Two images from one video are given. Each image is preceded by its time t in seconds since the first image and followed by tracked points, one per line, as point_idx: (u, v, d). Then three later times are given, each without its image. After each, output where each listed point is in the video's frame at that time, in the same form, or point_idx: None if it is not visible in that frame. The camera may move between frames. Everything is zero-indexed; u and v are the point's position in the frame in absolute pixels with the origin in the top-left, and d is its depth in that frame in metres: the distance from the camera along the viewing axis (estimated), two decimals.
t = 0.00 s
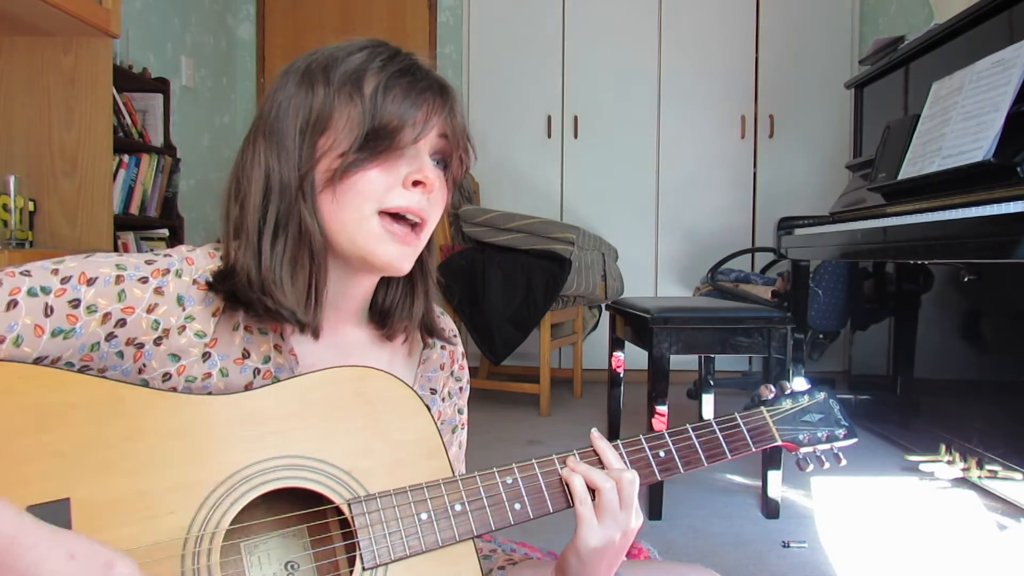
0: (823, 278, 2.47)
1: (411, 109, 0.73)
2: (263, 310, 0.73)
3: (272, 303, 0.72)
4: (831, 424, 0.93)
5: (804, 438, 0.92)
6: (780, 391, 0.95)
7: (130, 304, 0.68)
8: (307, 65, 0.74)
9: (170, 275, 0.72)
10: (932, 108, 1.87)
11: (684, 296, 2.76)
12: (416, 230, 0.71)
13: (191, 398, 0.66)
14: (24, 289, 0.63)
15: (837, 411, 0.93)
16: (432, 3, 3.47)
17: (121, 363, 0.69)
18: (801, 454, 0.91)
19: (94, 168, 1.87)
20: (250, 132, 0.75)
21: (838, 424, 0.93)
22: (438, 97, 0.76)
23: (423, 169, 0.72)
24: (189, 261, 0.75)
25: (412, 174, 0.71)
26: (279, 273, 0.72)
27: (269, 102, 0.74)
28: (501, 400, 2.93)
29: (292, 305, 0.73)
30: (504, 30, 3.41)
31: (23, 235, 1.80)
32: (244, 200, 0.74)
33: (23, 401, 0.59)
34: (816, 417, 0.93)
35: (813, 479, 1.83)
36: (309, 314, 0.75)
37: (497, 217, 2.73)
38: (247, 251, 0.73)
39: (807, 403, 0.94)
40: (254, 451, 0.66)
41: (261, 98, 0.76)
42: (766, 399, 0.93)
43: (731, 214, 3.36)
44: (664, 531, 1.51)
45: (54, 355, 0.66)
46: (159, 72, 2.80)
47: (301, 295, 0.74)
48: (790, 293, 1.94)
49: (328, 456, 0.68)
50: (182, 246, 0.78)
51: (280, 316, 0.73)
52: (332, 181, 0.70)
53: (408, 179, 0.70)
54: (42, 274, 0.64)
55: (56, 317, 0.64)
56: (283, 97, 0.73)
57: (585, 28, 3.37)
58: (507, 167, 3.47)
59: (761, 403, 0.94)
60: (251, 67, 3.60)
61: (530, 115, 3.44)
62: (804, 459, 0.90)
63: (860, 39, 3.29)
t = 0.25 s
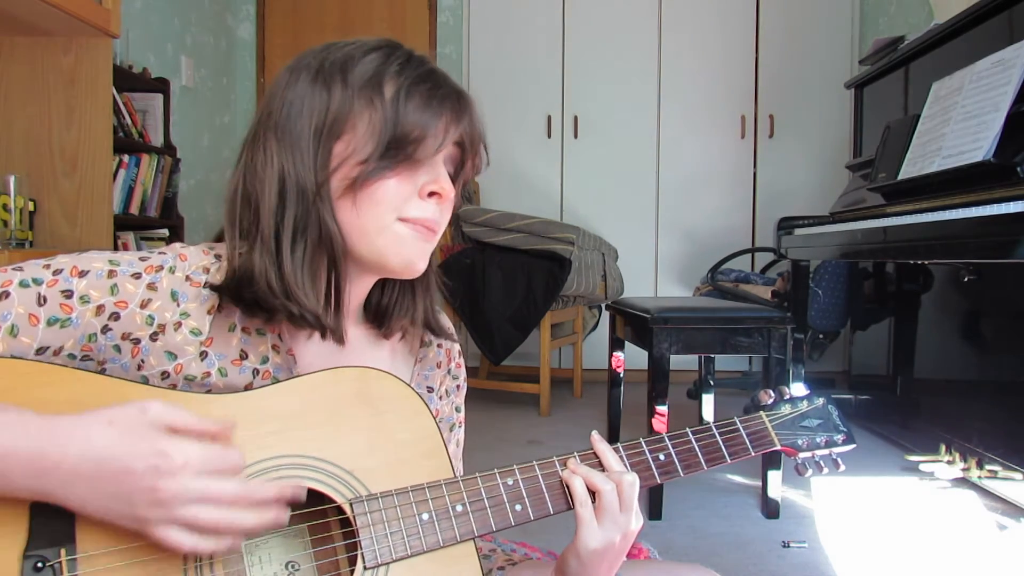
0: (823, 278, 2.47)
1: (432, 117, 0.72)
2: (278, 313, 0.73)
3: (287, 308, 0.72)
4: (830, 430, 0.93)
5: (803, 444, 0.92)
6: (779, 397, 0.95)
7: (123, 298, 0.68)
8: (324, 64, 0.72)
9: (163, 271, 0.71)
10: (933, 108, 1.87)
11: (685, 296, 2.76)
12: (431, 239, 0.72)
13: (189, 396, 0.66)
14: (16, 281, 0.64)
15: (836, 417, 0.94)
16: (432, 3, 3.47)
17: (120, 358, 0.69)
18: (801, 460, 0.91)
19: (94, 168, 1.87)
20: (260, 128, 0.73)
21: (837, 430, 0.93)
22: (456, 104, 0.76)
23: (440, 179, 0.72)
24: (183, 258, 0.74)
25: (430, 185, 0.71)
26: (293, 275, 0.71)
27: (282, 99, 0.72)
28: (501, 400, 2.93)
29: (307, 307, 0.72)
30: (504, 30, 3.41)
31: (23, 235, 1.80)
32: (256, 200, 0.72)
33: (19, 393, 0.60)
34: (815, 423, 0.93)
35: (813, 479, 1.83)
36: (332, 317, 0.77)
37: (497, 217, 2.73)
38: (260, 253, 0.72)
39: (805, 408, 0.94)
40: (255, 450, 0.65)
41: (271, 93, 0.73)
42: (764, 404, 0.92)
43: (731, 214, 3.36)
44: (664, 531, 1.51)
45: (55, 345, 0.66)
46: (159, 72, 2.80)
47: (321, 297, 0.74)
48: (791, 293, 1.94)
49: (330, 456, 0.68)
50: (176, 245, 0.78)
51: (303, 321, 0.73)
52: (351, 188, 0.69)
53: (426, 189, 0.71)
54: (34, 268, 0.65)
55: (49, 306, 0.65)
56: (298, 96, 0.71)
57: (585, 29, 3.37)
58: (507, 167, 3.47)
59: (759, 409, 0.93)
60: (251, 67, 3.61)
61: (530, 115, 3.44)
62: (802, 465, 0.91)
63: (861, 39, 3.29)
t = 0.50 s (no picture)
0: (823, 278, 2.47)
1: (452, 135, 0.72)
2: (286, 318, 0.73)
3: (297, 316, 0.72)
4: (830, 422, 0.92)
5: (802, 436, 0.91)
6: (778, 389, 0.95)
7: (128, 305, 0.68)
8: (346, 69, 0.71)
9: (167, 275, 0.71)
10: (933, 108, 1.87)
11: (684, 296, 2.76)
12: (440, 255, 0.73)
13: (186, 397, 0.66)
14: (21, 291, 0.62)
15: (836, 410, 0.93)
16: (432, 3, 3.47)
17: (120, 363, 0.70)
18: (801, 451, 0.91)
19: (94, 168, 1.87)
20: (278, 128, 0.71)
21: (836, 423, 0.92)
22: (476, 119, 0.75)
23: (455, 197, 0.72)
24: (186, 261, 0.73)
25: (446, 203, 0.71)
26: (305, 283, 0.71)
27: (300, 101, 0.70)
28: (501, 400, 2.93)
29: (315, 315, 0.72)
30: (504, 30, 3.41)
31: (22, 235, 1.80)
32: (270, 204, 0.71)
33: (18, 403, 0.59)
34: (815, 416, 0.93)
35: (812, 479, 1.83)
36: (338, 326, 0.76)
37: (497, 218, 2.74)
38: (271, 258, 0.71)
39: (805, 401, 0.93)
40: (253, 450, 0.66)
41: (288, 91, 0.71)
42: (763, 397, 0.93)
43: (731, 214, 3.36)
44: (664, 531, 1.51)
45: (53, 356, 0.66)
46: (159, 72, 2.80)
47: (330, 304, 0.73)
48: (790, 293, 1.94)
49: (327, 455, 0.68)
50: (177, 245, 0.76)
51: (308, 327, 0.72)
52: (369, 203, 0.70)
53: (442, 207, 0.71)
54: (39, 276, 0.63)
55: (54, 319, 0.64)
56: (319, 101, 0.69)
57: (585, 29, 3.37)
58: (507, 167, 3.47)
59: (758, 401, 0.94)
60: (251, 67, 3.61)
61: (530, 115, 3.44)
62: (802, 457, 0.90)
63: (860, 39, 3.29)
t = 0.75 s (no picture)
0: (823, 278, 2.47)
1: (467, 155, 0.73)
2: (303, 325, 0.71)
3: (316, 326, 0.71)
4: (836, 414, 0.92)
5: (807, 430, 0.92)
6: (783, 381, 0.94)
7: (119, 301, 0.68)
8: (366, 79, 0.71)
9: (160, 273, 0.71)
10: (933, 108, 1.87)
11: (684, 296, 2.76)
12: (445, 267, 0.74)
13: (184, 397, 0.66)
14: (11, 286, 0.63)
15: (841, 401, 0.93)
16: (432, 3, 3.47)
17: (115, 360, 0.69)
18: (806, 445, 0.91)
19: (94, 167, 1.87)
20: (293, 133, 0.70)
21: (842, 415, 0.92)
22: (487, 139, 0.77)
23: (462, 215, 0.74)
24: (181, 260, 0.73)
25: (455, 221, 0.73)
26: (321, 291, 0.70)
27: (318, 106, 0.70)
28: (501, 400, 2.93)
29: (334, 324, 0.71)
30: (504, 30, 3.41)
31: (23, 235, 1.80)
32: (284, 209, 0.70)
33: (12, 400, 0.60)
34: (819, 408, 0.93)
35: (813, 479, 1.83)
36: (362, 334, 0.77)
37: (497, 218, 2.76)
38: (287, 265, 0.70)
39: (810, 394, 0.93)
40: (248, 450, 0.66)
41: (304, 94, 0.71)
42: (768, 390, 0.93)
43: (731, 214, 3.36)
44: (664, 531, 1.51)
45: (47, 352, 0.66)
46: (159, 72, 2.80)
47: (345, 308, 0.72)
48: (790, 293, 1.94)
49: (326, 454, 0.68)
50: (173, 246, 0.77)
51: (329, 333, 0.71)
52: (384, 215, 0.70)
53: (450, 224, 0.72)
54: (29, 272, 0.65)
55: (45, 313, 0.64)
56: (338, 109, 0.69)
57: (585, 29, 3.37)
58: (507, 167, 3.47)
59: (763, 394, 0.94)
60: (251, 67, 3.60)
61: (530, 115, 3.44)
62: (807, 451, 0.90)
63: (861, 39, 3.29)
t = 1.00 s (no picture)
0: (823, 278, 2.48)
1: (462, 148, 0.73)
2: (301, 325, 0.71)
3: (314, 325, 0.70)
4: (834, 414, 0.93)
5: (806, 429, 0.92)
6: (782, 381, 0.94)
7: (118, 302, 0.68)
8: (357, 75, 0.71)
9: (159, 273, 0.71)
10: (932, 108, 1.87)
11: (684, 296, 2.76)
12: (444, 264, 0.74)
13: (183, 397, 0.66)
14: (10, 287, 0.63)
15: (839, 401, 0.93)
16: (432, 3, 3.47)
17: (114, 361, 0.69)
18: (805, 444, 0.91)
19: (94, 167, 1.88)
20: (287, 132, 0.71)
21: (840, 414, 0.92)
22: (483, 132, 0.77)
23: (460, 209, 0.73)
24: (179, 260, 0.73)
25: (453, 214, 0.72)
26: (319, 290, 0.70)
27: (311, 104, 0.70)
28: (501, 400, 2.93)
29: (332, 322, 0.70)
30: (504, 30, 3.41)
31: (23, 235, 1.80)
32: (281, 209, 0.70)
33: (11, 399, 0.60)
34: (818, 408, 0.93)
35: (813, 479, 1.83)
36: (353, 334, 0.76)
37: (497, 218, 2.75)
38: (284, 264, 0.70)
39: (808, 393, 0.93)
40: (247, 451, 0.66)
41: (296, 93, 0.71)
42: (767, 389, 0.93)
43: (731, 214, 3.36)
44: (664, 531, 1.51)
45: (46, 353, 0.66)
46: (159, 72, 2.80)
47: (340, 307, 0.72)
48: (790, 293, 1.94)
49: (325, 454, 0.68)
50: (172, 247, 0.76)
51: (325, 335, 0.70)
52: (381, 211, 0.70)
53: (449, 218, 0.72)
54: (27, 274, 0.65)
55: (43, 314, 0.64)
56: (331, 106, 0.69)
57: (585, 29, 3.37)
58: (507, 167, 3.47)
59: (762, 393, 0.94)
60: (251, 67, 3.60)
61: (530, 115, 3.44)
62: (806, 450, 0.91)
63: (861, 39, 3.29)
